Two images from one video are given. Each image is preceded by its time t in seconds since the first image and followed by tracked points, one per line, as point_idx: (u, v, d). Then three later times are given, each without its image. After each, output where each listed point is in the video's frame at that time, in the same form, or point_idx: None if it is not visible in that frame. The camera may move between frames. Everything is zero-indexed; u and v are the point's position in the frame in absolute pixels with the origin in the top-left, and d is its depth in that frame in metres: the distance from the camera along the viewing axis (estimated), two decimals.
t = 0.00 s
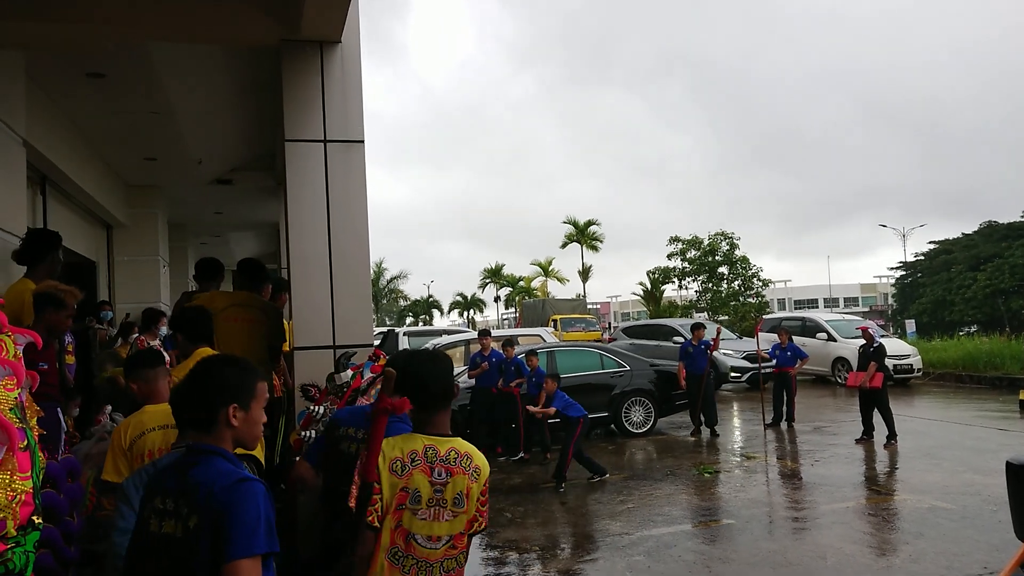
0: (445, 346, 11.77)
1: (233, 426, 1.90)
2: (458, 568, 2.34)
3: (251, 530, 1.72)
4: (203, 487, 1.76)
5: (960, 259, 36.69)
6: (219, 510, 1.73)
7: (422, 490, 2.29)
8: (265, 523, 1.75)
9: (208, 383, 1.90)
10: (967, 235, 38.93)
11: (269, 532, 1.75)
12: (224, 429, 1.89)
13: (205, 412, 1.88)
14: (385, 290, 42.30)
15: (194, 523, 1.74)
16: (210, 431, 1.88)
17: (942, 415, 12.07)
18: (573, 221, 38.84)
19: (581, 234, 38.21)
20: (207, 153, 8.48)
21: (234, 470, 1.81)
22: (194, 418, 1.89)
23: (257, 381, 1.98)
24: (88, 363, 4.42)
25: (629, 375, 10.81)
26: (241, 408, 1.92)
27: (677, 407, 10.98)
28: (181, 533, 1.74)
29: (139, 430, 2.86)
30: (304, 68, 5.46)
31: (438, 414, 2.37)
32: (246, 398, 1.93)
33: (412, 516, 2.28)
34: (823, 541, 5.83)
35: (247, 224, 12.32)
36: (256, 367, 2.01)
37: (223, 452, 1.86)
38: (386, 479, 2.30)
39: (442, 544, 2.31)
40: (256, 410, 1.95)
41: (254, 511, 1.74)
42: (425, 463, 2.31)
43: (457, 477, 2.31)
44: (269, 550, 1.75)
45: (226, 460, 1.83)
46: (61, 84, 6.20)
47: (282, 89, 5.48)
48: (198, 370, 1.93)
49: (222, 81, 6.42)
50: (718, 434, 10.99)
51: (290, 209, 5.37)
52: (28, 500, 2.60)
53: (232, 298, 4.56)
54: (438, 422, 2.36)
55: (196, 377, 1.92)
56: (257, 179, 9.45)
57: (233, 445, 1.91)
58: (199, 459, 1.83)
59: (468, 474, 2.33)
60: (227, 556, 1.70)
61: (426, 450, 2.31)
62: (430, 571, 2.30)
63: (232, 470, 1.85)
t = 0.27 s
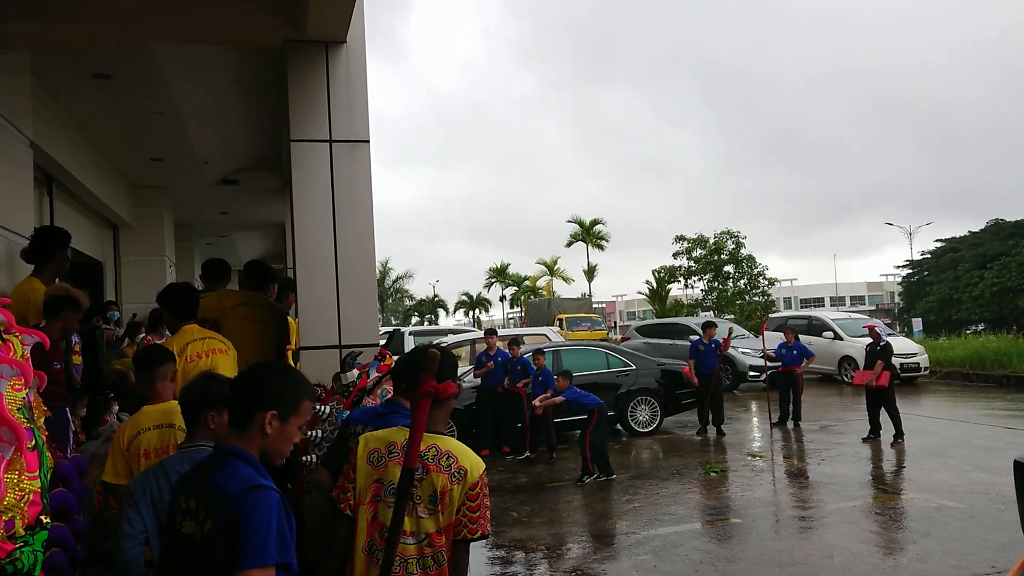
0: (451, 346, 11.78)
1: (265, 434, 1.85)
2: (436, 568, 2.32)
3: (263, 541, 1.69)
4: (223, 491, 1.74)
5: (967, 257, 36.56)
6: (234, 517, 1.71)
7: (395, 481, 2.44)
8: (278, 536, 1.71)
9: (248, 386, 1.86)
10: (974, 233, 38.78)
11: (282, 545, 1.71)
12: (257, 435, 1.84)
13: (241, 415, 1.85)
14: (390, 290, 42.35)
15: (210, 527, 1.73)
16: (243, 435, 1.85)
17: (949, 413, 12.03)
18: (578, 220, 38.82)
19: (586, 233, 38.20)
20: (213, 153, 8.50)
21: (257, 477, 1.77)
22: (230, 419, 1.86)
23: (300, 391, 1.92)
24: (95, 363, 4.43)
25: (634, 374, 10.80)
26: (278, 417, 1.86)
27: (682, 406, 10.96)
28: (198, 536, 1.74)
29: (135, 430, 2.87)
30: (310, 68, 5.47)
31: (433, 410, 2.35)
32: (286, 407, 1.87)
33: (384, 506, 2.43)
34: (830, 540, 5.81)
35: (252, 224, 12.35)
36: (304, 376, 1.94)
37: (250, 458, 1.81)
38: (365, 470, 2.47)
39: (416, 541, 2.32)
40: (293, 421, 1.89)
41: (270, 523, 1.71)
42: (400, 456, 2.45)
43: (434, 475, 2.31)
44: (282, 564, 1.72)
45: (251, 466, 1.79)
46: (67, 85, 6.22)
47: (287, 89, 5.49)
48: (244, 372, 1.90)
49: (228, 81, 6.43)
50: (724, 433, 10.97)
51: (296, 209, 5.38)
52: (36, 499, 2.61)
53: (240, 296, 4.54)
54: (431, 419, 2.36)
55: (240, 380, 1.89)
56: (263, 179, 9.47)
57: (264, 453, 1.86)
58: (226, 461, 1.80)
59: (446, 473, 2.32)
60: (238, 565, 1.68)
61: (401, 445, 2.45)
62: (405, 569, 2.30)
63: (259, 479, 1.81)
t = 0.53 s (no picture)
0: (457, 345, 11.80)
1: (297, 440, 1.86)
2: (435, 566, 2.31)
3: (280, 547, 1.68)
4: (248, 490, 1.75)
5: (974, 255, 36.40)
6: (253, 520, 1.71)
7: (392, 482, 2.30)
8: (296, 544, 1.70)
9: (289, 390, 1.88)
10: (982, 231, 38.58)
11: (299, 554, 1.70)
12: (289, 439, 1.85)
13: (279, 418, 1.86)
14: (396, 290, 42.40)
15: (231, 527, 1.74)
16: (276, 438, 1.85)
17: (956, 412, 11.98)
18: (583, 220, 38.80)
19: (592, 233, 38.17)
20: (220, 154, 8.53)
21: (279, 482, 1.76)
22: (266, 420, 1.87)
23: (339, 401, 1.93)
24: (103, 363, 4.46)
25: (641, 374, 10.79)
26: (312, 425, 1.88)
27: (689, 406, 10.94)
28: (220, 534, 1.75)
29: (149, 429, 2.91)
30: (316, 68, 5.48)
31: (417, 407, 2.37)
32: (321, 417, 1.89)
33: (382, 509, 2.29)
34: (837, 540, 5.80)
35: (259, 224, 12.38)
36: (347, 388, 1.96)
37: (280, 462, 1.81)
38: (360, 472, 2.35)
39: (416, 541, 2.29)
40: (327, 430, 1.90)
41: (288, 530, 1.70)
42: (396, 456, 2.31)
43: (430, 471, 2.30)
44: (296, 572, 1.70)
45: (279, 470, 1.79)
46: (75, 87, 6.25)
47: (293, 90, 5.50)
48: (288, 377, 1.92)
49: (234, 82, 6.45)
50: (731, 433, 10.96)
51: (303, 209, 5.40)
52: (46, 499, 2.64)
53: (249, 296, 4.55)
54: (415, 415, 2.37)
55: (283, 383, 1.91)
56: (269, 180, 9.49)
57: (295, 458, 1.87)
58: (256, 461, 1.80)
59: (443, 469, 2.31)
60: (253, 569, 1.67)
61: (398, 443, 2.31)
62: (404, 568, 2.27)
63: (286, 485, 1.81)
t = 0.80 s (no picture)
0: (462, 346, 11.80)
1: (321, 445, 1.85)
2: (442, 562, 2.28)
3: (290, 551, 1.68)
4: (261, 492, 1.75)
5: (981, 254, 36.27)
6: (265, 524, 1.71)
7: (390, 483, 2.29)
8: (306, 548, 1.71)
9: (311, 393, 1.87)
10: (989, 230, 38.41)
11: (309, 558, 1.71)
12: (311, 442, 1.85)
13: (299, 420, 1.85)
14: (401, 290, 42.46)
15: (244, 528, 1.75)
16: (298, 442, 1.84)
17: (964, 412, 11.93)
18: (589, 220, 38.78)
19: (597, 233, 38.16)
20: (226, 155, 8.55)
21: (293, 488, 1.76)
22: (286, 421, 1.86)
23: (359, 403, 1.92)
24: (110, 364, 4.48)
25: (646, 374, 10.78)
26: (337, 430, 1.87)
27: (694, 406, 10.92)
28: (234, 533, 1.76)
29: (176, 417, 3.05)
30: (321, 69, 5.48)
31: (410, 405, 2.33)
32: (344, 421, 1.88)
33: (381, 512, 2.28)
34: (843, 540, 5.78)
35: (265, 226, 12.41)
36: (368, 393, 1.95)
37: (298, 467, 1.81)
38: (355, 478, 2.33)
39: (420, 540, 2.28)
40: (350, 434, 1.90)
41: (299, 535, 1.70)
42: (391, 456, 2.30)
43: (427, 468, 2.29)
44: None
45: (294, 475, 1.79)
46: (81, 89, 6.28)
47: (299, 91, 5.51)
48: (310, 376, 1.91)
49: (240, 83, 6.47)
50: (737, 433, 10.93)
51: (308, 210, 5.40)
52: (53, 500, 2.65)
53: (253, 299, 4.55)
54: (408, 414, 2.33)
55: (305, 383, 1.90)
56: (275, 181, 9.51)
57: (313, 460, 1.86)
58: (275, 464, 1.80)
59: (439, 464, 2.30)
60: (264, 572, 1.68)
61: (391, 444, 2.29)
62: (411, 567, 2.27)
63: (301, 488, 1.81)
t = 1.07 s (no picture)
0: (467, 346, 11.81)
1: (339, 443, 1.86)
2: (422, 557, 2.48)
3: (291, 554, 1.68)
4: (266, 493, 1.76)
5: (986, 254, 36.15)
6: (268, 525, 1.71)
7: (370, 485, 2.48)
8: (307, 551, 1.70)
9: (319, 391, 1.85)
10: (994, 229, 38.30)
11: (311, 561, 1.70)
12: (325, 440, 1.85)
13: (312, 420, 1.84)
14: (406, 291, 42.50)
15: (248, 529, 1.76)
16: (314, 442, 1.85)
17: (969, 412, 11.89)
18: (593, 220, 38.76)
19: (601, 233, 38.16)
20: (230, 156, 8.56)
21: (297, 488, 1.76)
22: (296, 422, 1.85)
23: (370, 398, 1.92)
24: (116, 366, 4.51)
25: (651, 374, 10.77)
26: (352, 427, 1.88)
27: (699, 406, 10.90)
28: (243, 532, 1.77)
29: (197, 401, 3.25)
30: (326, 70, 5.49)
31: (386, 406, 2.50)
32: (359, 418, 1.88)
33: (363, 513, 2.46)
34: (848, 540, 5.76)
35: (270, 226, 12.43)
36: (377, 389, 1.95)
37: (308, 468, 1.82)
38: (336, 482, 2.51)
39: (400, 537, 2.47)
40: (365, 429, 1.90)
41: (300, 538, 1.70)
42: (369, 459, 2.48)
43: (405, 467, 2.47)
44: None
45: (302, 476, 1.79)
46: (85, 90, 6.29)
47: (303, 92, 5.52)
48: (319, 374, 1.89)
49: (244, 84, 6.48)
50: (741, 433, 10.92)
51: (312, 211, 5.41)
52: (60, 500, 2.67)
53: (256, 300, 4.58)
54: (383, 415, 2.50)
55: (313, 382, 1.88)
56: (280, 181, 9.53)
57: (324, 459, 1.86)
58: (285, 464, 1.80)
59: (417, 462, 2.48)
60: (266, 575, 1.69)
61: (368, 446, 2.47)
62: (394, 563, 2.46)
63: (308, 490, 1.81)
